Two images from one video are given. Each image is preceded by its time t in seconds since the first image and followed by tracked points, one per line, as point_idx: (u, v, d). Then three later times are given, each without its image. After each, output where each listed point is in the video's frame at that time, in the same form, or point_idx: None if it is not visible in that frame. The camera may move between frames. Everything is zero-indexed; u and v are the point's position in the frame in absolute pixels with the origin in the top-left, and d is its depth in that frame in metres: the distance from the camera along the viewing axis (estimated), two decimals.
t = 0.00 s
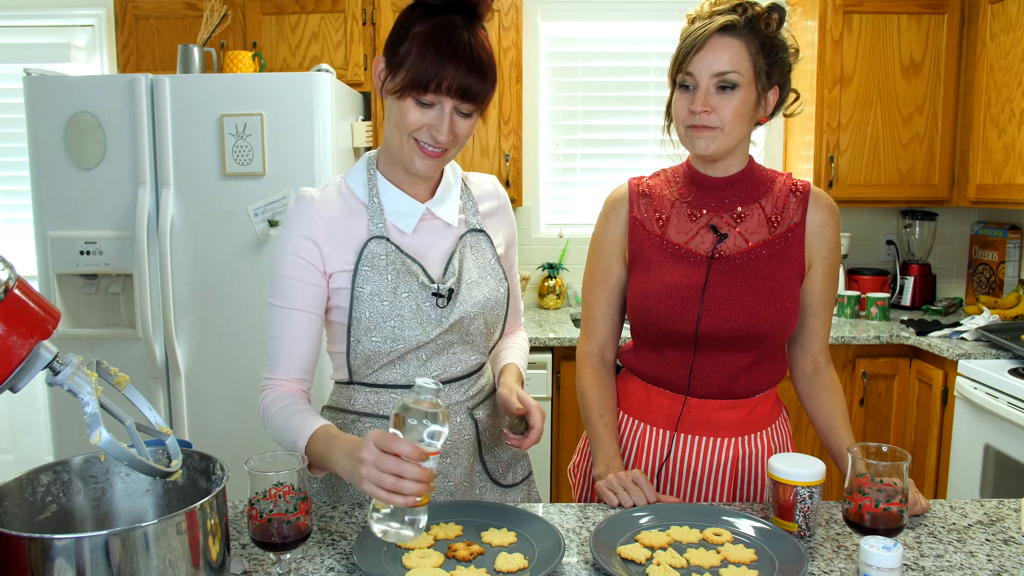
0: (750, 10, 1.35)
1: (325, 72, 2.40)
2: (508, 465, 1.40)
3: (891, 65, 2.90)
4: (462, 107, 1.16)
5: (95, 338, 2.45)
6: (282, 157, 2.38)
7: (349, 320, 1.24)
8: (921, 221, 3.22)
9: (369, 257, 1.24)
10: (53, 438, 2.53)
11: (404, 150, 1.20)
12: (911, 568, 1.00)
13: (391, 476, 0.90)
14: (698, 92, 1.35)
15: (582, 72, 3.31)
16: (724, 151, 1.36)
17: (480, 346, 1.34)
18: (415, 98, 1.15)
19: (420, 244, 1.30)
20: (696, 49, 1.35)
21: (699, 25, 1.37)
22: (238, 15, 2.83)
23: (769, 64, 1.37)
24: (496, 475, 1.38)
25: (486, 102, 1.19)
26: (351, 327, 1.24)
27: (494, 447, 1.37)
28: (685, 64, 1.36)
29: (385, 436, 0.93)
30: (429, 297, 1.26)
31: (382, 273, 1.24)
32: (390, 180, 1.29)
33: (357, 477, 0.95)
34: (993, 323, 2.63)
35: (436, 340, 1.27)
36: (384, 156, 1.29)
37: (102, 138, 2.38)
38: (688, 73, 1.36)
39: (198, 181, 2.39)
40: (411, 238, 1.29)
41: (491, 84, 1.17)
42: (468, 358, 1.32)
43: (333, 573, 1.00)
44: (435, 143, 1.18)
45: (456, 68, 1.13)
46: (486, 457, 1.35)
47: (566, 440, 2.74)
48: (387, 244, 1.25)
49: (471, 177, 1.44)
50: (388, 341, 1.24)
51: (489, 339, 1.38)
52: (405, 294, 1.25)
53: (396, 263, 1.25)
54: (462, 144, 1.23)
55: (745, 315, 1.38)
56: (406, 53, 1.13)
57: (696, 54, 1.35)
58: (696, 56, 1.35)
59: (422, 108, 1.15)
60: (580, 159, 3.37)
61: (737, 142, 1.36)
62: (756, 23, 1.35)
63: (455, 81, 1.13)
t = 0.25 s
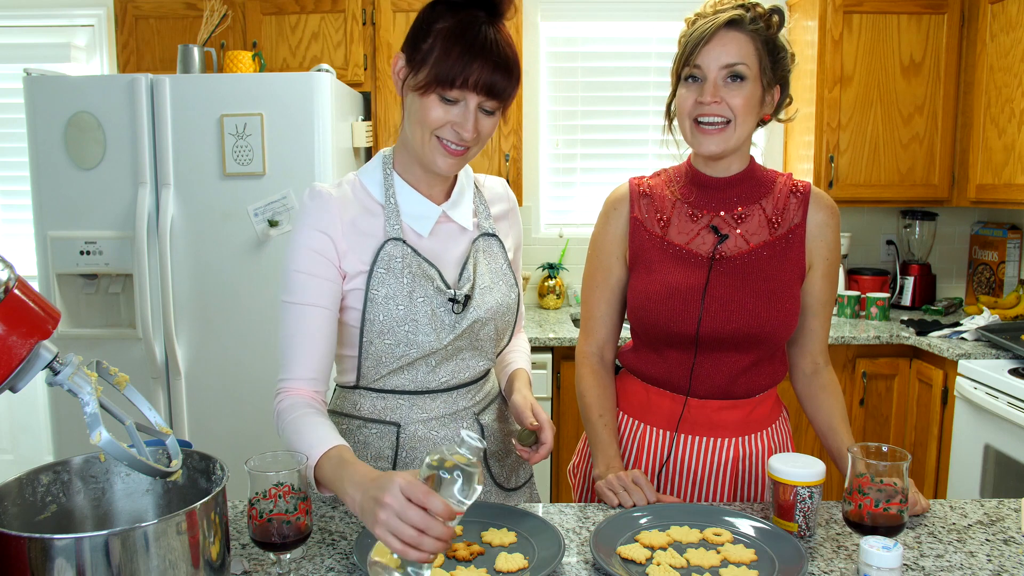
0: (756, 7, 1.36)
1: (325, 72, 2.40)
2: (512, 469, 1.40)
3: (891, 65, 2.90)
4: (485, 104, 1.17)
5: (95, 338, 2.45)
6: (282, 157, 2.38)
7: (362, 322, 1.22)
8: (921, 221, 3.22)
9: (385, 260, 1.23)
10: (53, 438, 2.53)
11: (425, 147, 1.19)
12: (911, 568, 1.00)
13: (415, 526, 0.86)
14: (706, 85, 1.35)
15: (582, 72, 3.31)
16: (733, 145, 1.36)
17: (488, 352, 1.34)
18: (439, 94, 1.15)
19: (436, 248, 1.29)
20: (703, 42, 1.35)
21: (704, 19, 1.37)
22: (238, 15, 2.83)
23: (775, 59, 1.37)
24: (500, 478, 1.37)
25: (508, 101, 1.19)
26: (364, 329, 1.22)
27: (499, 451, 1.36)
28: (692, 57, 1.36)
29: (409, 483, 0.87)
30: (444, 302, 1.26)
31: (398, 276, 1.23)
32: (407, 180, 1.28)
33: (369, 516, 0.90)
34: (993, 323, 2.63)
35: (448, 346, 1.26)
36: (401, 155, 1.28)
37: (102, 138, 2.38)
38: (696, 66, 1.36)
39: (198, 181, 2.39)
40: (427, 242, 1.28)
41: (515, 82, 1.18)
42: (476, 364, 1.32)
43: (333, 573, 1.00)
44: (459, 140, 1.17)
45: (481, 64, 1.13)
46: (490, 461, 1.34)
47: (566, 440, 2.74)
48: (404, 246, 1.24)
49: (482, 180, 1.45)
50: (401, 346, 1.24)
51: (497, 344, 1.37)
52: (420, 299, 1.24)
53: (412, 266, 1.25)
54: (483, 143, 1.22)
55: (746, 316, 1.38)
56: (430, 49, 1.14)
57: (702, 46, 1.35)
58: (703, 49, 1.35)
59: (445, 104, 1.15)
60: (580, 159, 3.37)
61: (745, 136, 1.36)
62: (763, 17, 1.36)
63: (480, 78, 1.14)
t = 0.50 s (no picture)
0: (760, 7, 1.36)
1: (326, 71, 2.40)
2: (512, 471, 1.39)
3: (891, 65, 2.90)
4: (505, 108, 1.17)
5: (95, 338, 2.45)
6: (282, 157, 2.38)
7: (369, 322, 1.21)
8: (921, 221, 3.22)
9: (395, 260, 1.22)
10: (53, 438, 2.53)
11: (443, 150, 1.18)
12: (911, 568, 1.00)
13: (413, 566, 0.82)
14: (709, 81, 1.35)
15: (581, 72, 3.31)
16: (735, 141, 1.36)
17: (491, 355, 1.34)
18: (460, 97, 1.14)
19: (445, 250, 1.29)
20: (706, 39, 1.35)
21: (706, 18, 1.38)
22: (238, 15, 2.84)
23: (778, 59, 1.38)
24: (501, 481, 1.36)
25: (527, 105, 1.20)
26: (370, 329, 1.21)
27: (499, 454, 1.35)
28: (695, 53, 1.36)
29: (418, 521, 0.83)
30: (453, 305, 1.25)
31: (407, 278, 1.22)
32: (419, 181, 1.28)
33: (366, 536, 0.86)
34: (993, 323, 2.63)
35: (453, 349, 1.26)
36: (415, 156, 1.28)
37: (102, 138, 2.38)
38: (700, 62, 1.36)
39: (198, 181, 2.39)
40: (437, 243, 1.28)
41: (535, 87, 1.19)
42: (478, 367, 1.32)
43: (332, 573, 1.00)
44: (478, 143, 1.17)
45: (503, 69, 1.14)
46: (491, 464, 1.33)
47: (566, 440, 2.74)
48: (413, 248, 1.23)
49: (490, 186, 1.46)
50: (407, 347, 1.23)
51: (501, 347, 1.37)
52: (429, 301, 1.24)
53: (421, 268, 1.24)
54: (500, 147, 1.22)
55: (747, 317, 1.38)
56: (451, 52, 1.13)
57: (706, 44, 1.35)
58: (707, 46, 1.35)
59: (466, 107, 1.15)
60: (580, 159, 3.37)
61: (747, 133, 1.36)
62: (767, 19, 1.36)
63: (502, 83, 1.14)
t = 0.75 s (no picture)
0: (763, 7, 1.36)
1: (326, 72, 2.40)
2: (511, 471, 1.39)
3: (891, 65, 2.90)
4: (515, 111, 1.17)
5: (94, 338, 2.45)
6: (282, 157, 2.38)
7: (373, 320, 1.21)
8: (921, 221, 3.22)
9: (401, 260, 1.22)
10: (53, 438, 2.53)
11: (451, 152, 1.19)
12: (911, 568, 1.00)
13: None
14: (711, 82, 1.35)
15: (581, 72, 3.31)
16: (736, 143, 1.36)
17: (493, 356, 1.34)
18: (470, 100, 1.14)
19: (450, 251, 1.29)
20: (708, 41, 1.35)
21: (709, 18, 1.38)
22: (238, 15, 2.83)
23: (780, 59, 1.38)
24: (500, 482, 1.36)
25: (538, 109, 1.20)
26: (374, 328, 1.21)
27: (499, 454, 1.35)
28: (698, 55, 1.36)
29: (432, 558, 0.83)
30: (458, 306, 1.26)
31: (412, 278, 1.22)
32: (426, 180, 1.28)
33: (369, 553, 0.85)
34: (993, 323, 2.63)
35: (456, 349, 1.26)
36: (421, 156, 1.28)
37: (102, 138, 2.38)
38: (702, 64, 1.36)
39: (198, 181, 2.39)
40: (443, 243, 1.28)
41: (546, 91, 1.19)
42: (480, 368, 1.32)
43: (333, 573, 1.00)
44: (487, 146, 1.17)
45: (515, 73, 1.13)
46: (490, 464, 1.33)
47: (566, 440, 2.74)
48: (418, 248, 1.23)
49: (493, 187, 1.47)
50: (410, 347, 1.23)
51: (503, 348, 1.37)
52: (433, 301, 1.24)
53: (425, 268, 1.24)
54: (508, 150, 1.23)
55: (748, 318, 1.38)
56: (464, 54, 1.13)
57: (708, 44, 1.35)
58: (709, 47, 1.35)
59: (476, 110, 1.15)
60: (580, 159, 3.38)
61: (748, 134, 1.36)
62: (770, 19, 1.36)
63: (514, 87, 1.14)
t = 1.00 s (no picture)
0: (764, 9, 1.35)
1: (325, 72, 2.39)
2: (511, 471, 1.39)
3: (891, 65, 2.90)
4: (518, 115, 1.17)
5: (94, 338, 2.45)
6: (282, 157, 2.38)
7: (375, 320, 1.21)
8: (921, 221, 3.22)
9: (403, 260, 1.22)
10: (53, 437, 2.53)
11: (454, 152, 1.19)
12: (911, 568, 1.00)
13: None
14: (708, 87, 1.35)
15: (581, 72, 3.31)
16: (731, 148, 1.36)
17: (493, 356, 1.34)
18: (473, 101, 1.14)
19: (451, 250, 1.29)
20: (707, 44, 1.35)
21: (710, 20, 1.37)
22: (238, 15, 2.83)
23: (780, 62, 1.37)
24: (500, 481, 1.36)
25: (541, 112, 1.20)
26: (376, 327, 1.21)
27: (499, 453, 1.35)
28: (696, 58, 1.36)
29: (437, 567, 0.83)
30: (459, 306, 1.26)
31: (414, 278, 1.22)
32: (428, 180, 1.28)
33: (374, 556, 0.84)
34: (993, 323, 2.63)
35: (457, 349, 1.26)
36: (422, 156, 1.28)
37: (102, 138, 2.38)
38: (699, 68, 1.36)
39: (198, 181, 2.39)
40: (445, 243, 1.28)
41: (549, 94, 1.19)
42: (480, 368, 1.32)
43: (333, 573, 1.00)
44: (489, 147, 1.17)
45: (519, 76, 1.13)
46: (489, 464, 1.33)
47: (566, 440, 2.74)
48: (420, 248, 1.23)
49: (492, 188, 1.47)
50: (412, 348, 1.23)
51: (503, 348, 1.37)
52: (435, 301, 1.24)
53: (427, 268, 1.24)
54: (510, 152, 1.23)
55: (749, 318, 1.38)
56: (468, 57, 1.13)
57: (706, 48, 1.35)
58: (706, 51, 1.35)
59: (479, 112, 1.15)
60: (580, 159, 3.38)
61: (744, 139, 1.36)
62: (771, 21, 1.35)
63: (518, 90, 1.14)
